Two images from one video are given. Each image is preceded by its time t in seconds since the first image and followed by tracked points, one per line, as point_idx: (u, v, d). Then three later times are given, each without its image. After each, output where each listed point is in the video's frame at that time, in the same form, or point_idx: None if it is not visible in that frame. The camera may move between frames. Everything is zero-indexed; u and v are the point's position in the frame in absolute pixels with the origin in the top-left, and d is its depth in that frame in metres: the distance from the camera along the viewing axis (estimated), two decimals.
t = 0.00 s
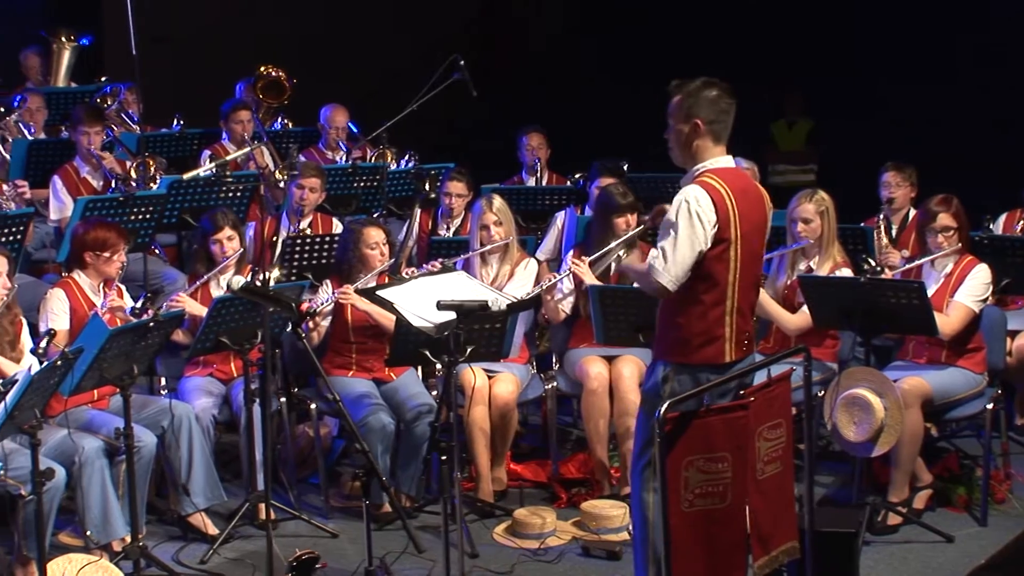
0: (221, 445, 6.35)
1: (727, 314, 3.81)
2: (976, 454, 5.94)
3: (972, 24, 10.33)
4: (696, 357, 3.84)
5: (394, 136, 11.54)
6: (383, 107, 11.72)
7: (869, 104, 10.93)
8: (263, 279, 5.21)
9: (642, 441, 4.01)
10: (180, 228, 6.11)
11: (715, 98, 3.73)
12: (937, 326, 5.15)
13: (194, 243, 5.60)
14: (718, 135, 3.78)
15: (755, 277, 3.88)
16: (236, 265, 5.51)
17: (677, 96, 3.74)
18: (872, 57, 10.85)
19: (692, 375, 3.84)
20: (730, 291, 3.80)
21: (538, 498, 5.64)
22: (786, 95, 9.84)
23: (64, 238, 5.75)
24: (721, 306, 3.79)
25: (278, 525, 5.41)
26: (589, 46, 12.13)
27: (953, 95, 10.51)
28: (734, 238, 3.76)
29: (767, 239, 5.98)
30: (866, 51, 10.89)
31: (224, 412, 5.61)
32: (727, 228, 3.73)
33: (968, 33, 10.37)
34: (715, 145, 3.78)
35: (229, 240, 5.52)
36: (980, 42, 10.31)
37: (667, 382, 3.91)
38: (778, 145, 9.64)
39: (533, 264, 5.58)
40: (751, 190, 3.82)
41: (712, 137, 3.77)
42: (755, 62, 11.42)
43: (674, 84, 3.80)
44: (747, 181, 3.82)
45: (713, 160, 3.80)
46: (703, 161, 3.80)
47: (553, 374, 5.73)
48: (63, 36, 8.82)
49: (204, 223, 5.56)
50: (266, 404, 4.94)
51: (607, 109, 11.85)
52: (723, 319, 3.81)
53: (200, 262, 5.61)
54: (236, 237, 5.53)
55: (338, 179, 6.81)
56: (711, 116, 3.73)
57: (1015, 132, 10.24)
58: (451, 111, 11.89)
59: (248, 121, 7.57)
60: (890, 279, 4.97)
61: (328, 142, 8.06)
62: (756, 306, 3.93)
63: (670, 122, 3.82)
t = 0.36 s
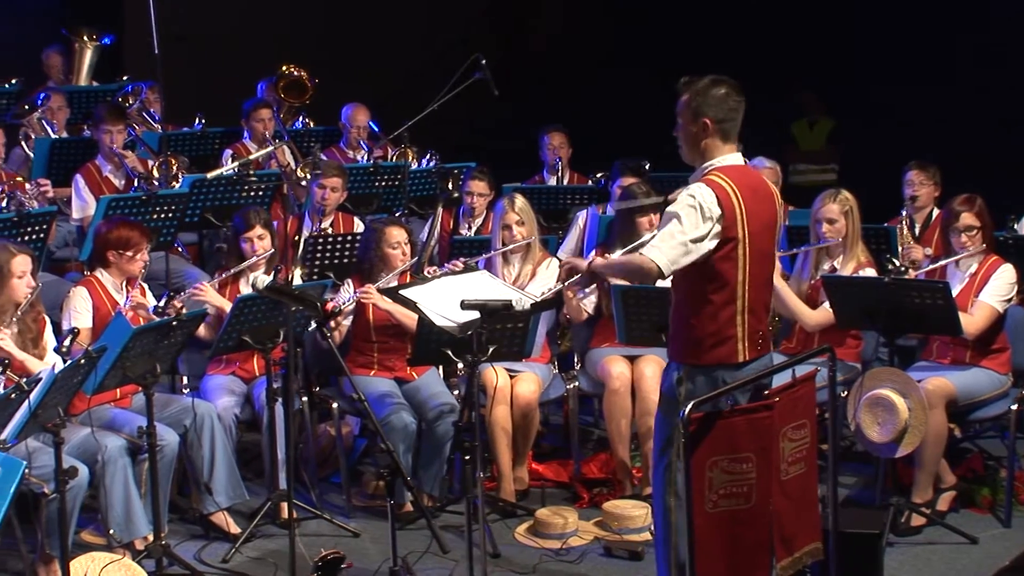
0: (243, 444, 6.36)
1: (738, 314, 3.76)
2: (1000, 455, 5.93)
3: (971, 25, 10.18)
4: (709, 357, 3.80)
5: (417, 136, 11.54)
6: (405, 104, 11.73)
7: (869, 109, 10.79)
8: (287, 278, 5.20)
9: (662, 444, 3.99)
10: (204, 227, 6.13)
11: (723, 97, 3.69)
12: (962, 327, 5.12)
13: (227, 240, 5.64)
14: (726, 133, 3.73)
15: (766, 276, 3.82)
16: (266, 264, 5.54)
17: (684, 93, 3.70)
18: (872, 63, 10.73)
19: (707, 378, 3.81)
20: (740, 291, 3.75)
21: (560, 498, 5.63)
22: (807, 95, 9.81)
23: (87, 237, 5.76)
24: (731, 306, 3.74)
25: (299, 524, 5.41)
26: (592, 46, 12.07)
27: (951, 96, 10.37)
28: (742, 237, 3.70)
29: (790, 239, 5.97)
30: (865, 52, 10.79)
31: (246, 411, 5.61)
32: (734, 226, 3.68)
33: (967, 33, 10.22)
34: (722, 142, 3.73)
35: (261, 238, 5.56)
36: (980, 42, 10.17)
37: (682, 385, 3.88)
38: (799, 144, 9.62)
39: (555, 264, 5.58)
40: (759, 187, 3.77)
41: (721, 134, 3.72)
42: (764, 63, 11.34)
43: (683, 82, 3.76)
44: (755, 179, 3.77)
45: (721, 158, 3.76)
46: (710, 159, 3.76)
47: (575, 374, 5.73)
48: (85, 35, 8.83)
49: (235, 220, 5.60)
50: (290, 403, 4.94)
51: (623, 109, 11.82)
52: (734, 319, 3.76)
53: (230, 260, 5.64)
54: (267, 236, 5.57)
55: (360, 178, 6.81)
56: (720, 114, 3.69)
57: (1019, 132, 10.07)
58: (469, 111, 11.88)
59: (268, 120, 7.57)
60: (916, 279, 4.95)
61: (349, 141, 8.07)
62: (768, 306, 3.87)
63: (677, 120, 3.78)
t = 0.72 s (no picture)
0: (263, 442, 6.37)
1: (732, 315, 3.77)
2: (1022, 455, 5.91)
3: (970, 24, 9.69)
4: (706, 360, 3.82)
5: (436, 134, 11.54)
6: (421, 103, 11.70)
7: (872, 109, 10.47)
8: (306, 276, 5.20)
9: (671, 448, 3.97)
10: (223, 226, 6.12)
11: (697, 98, 3.69)
12: (984, 327, 5.09)
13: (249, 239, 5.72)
14: (705, 133, 3.74)
15: (759, 277, 3.84)
16: (288, 263, 5.60)
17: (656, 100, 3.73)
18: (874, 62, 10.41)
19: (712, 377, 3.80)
20: (731, 292, 3.76)
21: (579, 498, 5.62)
22: (828, 94, 9.79)
23: (106, 236, 5.79)
24: (725, 309, 3.76)
25: (318, 523, 5.42)
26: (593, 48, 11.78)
27: (952, 95, 9.88)
28: (729, 238, 3.71)
29: (810, 238, 5.96)
30: (866, 53, 10.49)
31: (265, 409, 5.62)
32: (720, 228, 3.69)
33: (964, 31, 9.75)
34: (701, 143, 3.74)
35: (283, 238, 5.64)
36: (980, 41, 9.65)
37: (686, 389, 3.89)
38: (818, 144, 9.59)
39: (575, 263, 5.58)
40: (744, 188, 3.78)
41: (699, 136, 3.73)
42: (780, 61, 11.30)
43: (656, 87, 3.78)
44: (740, 179, 3.78)
45: (704, 160, 3.77)
46: (693, 162, 3.78)
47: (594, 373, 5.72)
48: (105, 34, 8.86)
49: (260, 220, 5.68)
50: (309, 402, 4.93)
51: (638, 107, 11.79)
52: (728, 320, 3.78)
53: (253, 261, 5.71)
54: (289, 236, 5.65)
55: (379, 177, 6.83)
56: (693, 116, 3.70)
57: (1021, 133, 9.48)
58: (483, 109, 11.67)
59: (286, 119, 7.58)
60: (937, 278, 4.92)
61: (368, 140, 8.07)
62: (766, 306, 3.88)
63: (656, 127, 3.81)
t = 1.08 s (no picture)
0: (280, 440, 6.37)
1: (742, 318, 3.74)
2: None
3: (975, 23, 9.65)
4: (710, 361, 3.79)
5: (452, 133, 11.53)
6: (443, 98, 11.72)
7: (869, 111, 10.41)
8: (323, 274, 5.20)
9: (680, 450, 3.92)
10: (240, 224, 6.11)
11: (704, 98, 3.63)
12: (1003, 326, 5.07)
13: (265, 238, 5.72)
14: (712, 133, 3.68)
15: (768, 278, 3.80)
16: (304, 262, 5.60)
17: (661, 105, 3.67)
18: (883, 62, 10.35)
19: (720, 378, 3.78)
20: (743, 295, 3.72)
21: (596, 497, 5.61)
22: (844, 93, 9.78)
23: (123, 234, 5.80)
24: (733, 312, 3.72)
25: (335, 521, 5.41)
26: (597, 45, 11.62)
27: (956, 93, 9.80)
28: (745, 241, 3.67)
29: (827, 237, 5.94)
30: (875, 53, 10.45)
31: (282, 408, 5.62)
32: (737, 232, 3.64)
33: (966, 36, 9.74)
34: (708, 143, 3.68)
35: (299, 237, 5.65)
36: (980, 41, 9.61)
37: (691, 388, 3.85)
38: (834, 142, 9.58)
39: (592, 262, 5.58)
40: (758, 190, 3.73)
41: (708, 136, 3.68)
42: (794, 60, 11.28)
43: (660, 89, 3.72)
44: (754, 180, 3.73)
45: (716, 161, 3.72)
46: (707, 163, 3.72)
47: (611, 371, 5.70)
48: (121, 32, 8.87)
49: (275, 219, 5.68)
50: (326, 399, 4.93)
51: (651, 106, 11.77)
52: (738, 323, 3.74)
53: (269, 260, 5.71)
54: (305, 234, 5.65)
55: (395, 175, 6.84)
56: (700, 117, 3.64)
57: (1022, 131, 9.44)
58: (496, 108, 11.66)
59: (303, 117, 7.61)
60: (956, 277, 4.91)
61: (383, 138, 8.06)
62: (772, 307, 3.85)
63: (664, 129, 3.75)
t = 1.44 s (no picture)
0: (296, 439, 6.37)
1: (744, 320, 3.71)
2: None
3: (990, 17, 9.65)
4: (714, 361, 3.76)
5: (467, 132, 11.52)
6: (457, 98, 11.72)
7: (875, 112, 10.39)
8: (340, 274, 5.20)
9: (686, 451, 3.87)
10: (256, 223, 6.11)
11: (740, 98, 3.61)
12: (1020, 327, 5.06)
13: (279, 238, 5.72)
14: (743, 133, 3.66)
15: (779, 283, 3.76)
16: (319, 262, 5.60)
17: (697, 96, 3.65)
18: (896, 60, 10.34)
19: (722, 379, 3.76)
20: (747, 297, 3.69)
21: (611, 496, 5.60)
22: (858, 92, 9.76)
23: (139, 233, 5.80)
24: (738, 313, 3.69)
25: (350, 521, 5.41)
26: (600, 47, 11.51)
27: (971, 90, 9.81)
28: (750, 243, 3.63)
29: (844, 237, 5.93)
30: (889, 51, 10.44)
31: (297, 407, 5.62)
32: (743, 232, 3.61)
33: (971, 36, 9.77)
34: (736, 143, 3.66)
35: (313, 237, 5.65)
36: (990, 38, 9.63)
37: (693, 389, 3.83)
38: (850, 141, 9.57)
39: (608, 262, 5.58)
40: (773, 192, 3.69)
41: (737, 137, 3.66)
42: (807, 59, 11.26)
43: (700, 80, 3.71)
44: (770, 182, 3.69)
45: (736, 160, 3.70)
46: (726, 160, 3.70)
47: (626, 371, 5.69)
48: (137, 32, 8.87)
49: (289, 219, 5.68)
50: (342, 398, 4.92)
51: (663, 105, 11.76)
52: (741, 324, 3.71)
53: (284, 259, 5.72)
54: (319, 234, 5.65)
55: (409, 174, 6.79)
56: (734, 116, 3.62)
57: None
58: (509, 107, 11.65)
59: (317, 116, 7.62)
60: (973, 277, 4.89)
61: (398, 137, 8.05)
62: (782, 311, 3.81)
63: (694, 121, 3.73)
